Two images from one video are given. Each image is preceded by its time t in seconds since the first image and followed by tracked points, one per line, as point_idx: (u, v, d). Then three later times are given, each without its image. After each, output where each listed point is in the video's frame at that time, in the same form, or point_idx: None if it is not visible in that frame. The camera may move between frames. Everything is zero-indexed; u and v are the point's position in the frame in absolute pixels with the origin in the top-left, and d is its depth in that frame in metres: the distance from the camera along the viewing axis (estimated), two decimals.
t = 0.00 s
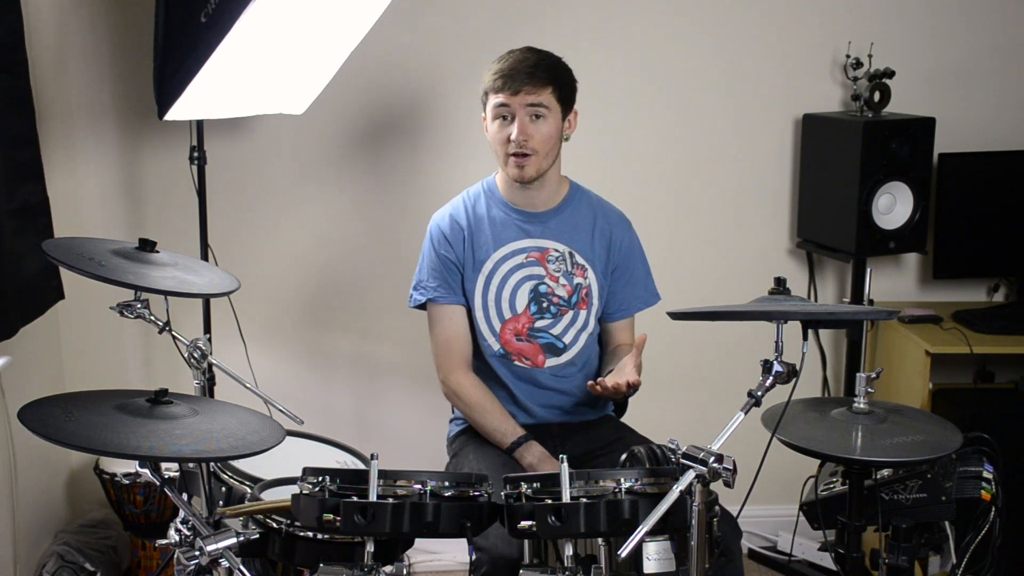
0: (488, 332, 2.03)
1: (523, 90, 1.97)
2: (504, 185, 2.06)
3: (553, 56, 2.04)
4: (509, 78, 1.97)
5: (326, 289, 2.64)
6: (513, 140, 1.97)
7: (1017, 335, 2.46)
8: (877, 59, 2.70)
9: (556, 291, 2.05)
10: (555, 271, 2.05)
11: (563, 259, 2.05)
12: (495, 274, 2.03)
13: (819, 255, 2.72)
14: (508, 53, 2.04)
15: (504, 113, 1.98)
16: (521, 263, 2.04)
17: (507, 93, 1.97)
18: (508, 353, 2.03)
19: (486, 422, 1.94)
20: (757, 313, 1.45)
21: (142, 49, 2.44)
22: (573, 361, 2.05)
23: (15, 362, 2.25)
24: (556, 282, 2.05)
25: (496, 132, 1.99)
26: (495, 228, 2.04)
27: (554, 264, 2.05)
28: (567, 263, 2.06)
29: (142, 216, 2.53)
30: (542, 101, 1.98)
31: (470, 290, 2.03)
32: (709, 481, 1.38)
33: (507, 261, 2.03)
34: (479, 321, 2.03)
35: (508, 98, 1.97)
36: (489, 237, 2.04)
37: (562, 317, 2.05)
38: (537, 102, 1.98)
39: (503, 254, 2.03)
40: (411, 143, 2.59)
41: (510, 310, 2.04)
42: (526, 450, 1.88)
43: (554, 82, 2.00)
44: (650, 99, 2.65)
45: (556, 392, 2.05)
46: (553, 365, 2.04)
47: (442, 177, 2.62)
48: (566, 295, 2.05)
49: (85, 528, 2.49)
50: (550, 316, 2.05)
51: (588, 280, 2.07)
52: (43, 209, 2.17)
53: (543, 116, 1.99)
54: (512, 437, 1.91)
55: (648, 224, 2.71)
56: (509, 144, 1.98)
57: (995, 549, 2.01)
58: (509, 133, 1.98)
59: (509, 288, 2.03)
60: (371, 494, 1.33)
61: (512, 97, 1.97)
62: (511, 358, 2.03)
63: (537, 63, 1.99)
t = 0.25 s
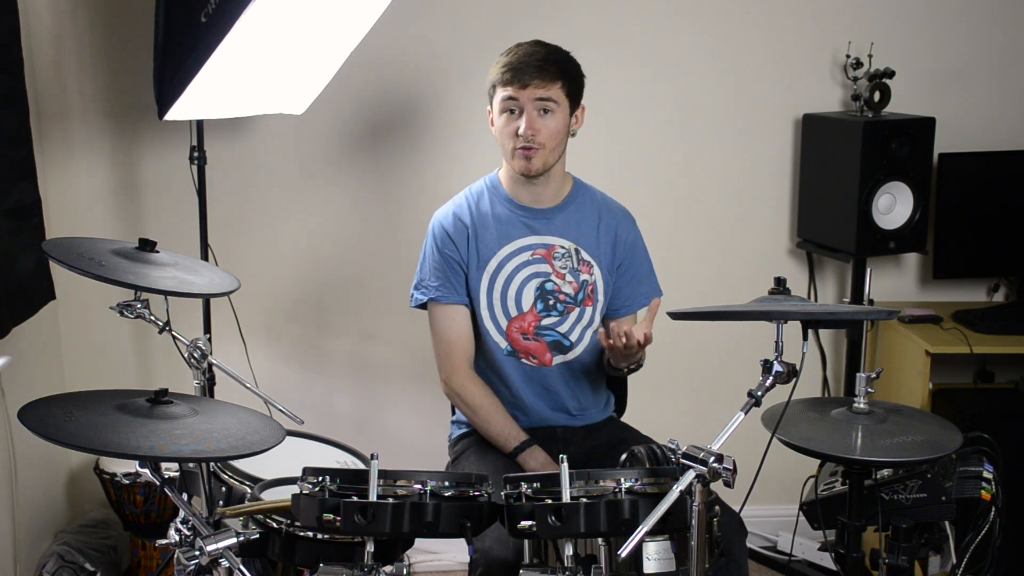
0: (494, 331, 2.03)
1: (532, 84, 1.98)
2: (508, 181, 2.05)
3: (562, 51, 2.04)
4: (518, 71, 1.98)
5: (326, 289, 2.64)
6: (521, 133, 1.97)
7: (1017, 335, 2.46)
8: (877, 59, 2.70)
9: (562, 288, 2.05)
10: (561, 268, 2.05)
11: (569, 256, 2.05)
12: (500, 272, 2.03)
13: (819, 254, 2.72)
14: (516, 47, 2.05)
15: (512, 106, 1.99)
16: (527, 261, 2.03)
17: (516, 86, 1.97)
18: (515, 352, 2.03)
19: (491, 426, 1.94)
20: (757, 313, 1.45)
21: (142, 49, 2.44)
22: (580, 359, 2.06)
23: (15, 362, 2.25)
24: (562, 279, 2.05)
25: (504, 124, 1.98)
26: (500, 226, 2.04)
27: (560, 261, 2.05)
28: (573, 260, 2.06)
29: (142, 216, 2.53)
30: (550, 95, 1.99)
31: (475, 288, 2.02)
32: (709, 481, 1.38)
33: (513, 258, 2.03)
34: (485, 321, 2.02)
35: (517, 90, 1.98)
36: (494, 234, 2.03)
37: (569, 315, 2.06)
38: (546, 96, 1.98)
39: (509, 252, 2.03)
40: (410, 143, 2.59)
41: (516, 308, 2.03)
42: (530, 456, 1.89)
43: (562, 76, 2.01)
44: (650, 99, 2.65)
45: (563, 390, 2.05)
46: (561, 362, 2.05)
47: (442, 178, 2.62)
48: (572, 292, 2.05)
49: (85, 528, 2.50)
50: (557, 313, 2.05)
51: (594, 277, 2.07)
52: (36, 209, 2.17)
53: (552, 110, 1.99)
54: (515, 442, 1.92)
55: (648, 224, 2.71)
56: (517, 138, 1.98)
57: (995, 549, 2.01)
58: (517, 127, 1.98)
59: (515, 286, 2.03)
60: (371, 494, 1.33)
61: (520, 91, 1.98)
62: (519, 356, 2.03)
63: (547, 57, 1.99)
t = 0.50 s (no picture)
0: (494, 331, 2.03)
1: (531, 77, 1.97)
2: (507, 178, 2.04)
3: (560, 46, 2.04)
4: (516, 65, 1.97)
5: (327, 289, 2.64)
6: (521, 127, 1.97)
7: (1017, 335, 2.46)
8: (877, 59, 2.70)
9: (562, 288, 2.04)
10: (561, 268, 2.04)
11: (568, 256, 2.05)
12: (499, 272, 2.03)
13: (819, 254, 2.72)
14: (515, 42, 2.04)
15: (512, 100, 1.98)
16: (526, 261, 2.03)
17: (515, 80, 1.97)
18: (516, 352, 2.03)
19: (494, 430, 1.94)
20: (757, 313, 1.45)
21: (141, 49, 2.44)
22: (579, 360, 2.05)
23: (15, 362, 2.25)
24: (562, 279, 2.04)
25: (504, 119, 1.98)
26: (498, 225, 2.03)
27: (559, 260, 2.04)
28: (573, 260, 2.05)
29: (142, 216, 2.53)
30: (550, 88, 1.98)
31: (474, 288, 2.02)
32: (709, 481, 1.38)
33: (511, 258, 2.03)
34: (484, 321, 2.02)
35: (516, 85, 1.97)
36: (492, 234, 2.03)
37: (568, 315, 2.05)
38: (545, 89, 1.98)
39: (508, 252, 2.03)
40: (410, 144, 2.59)
41: (516, 308, 2.03)
42: (536, 461, 1.90)
43: (561, 69, 2.01)
44: (650, 99, 2.65)
45: (564, 391, 2.05)
46: (561, 363, 2.04)
47: (442, 177, 2.62)
48: (572, 292, 2.05)
49: (85, 528, 2.49)
50: (556, 314, 2.05)
51: (594, 277, 2.06)
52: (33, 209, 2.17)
53: (552, 104, 1.99)
54: (520, 447, 1.92)
55: (648, 224, 2.71)
56: (517, 132, 1.97)
57: (995, 549, 2.01)
58: (517, 121, 1.97)
59: (514, 286, 2.03)
60: (371, 494, 1.33)
61: (520, 85, 1.97)
62: (519, 357, 2.03)
63: (545, 50, 1.99)
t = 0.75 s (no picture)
0: (487, 335, 2.03)
1: (522, 77, 1.97)
2: (501, 182, 2.03)
3: (551, 46, 2.04)
4: (507, 66, 1.97)
5: (327, 289, 2.64)
6: (514, 128, 1.96)
7: (1017, 334, 2.46)
8: (877, 59, 2.70)
9: (555, 294, 2.04)
10: (554, 273, 2.04)
11: (562, 261, 2.04)
12: (491, 276, 2.02)
13: (819, 254, 2.72)
14: (506, 44, 2.05)
15: (504, 102, 1.98)
16: (519, 266, 2.03)
17: (506, 81, 1.97)
18: (510, 356, 2.03)
19: (491, 432, 1.95)
20: (757, 313, 1.45)
21: (141, 49, 2.44)
22: (572, 364, 2.06)
23: (15, 362, 2.25)
24: (555, 284, 2.04)
25: (496, 121, 1.98)
26: (491, 229, 2.03)
27: (552, 265, 2.04)
28: (566, 265, 2.05)
29: (142, 216, 2.53)
30: (542, 88, 1.98)
31: (466, 292, 2.02)
32: (709, 481, 1.38)
33: (504, 263, 2.03)
34: (477, 325, 2.03)
35: (508, 86, 1.98)
36: (484, 238, 2.03)
37: (561, 320, 2.05)
38: (537, 89, 1.98)
39: (500, 256, 2.03)
40: (410, 143, 2.59)
41: (508, 313, 2.03)
42: (534, 461, 1.90)
43: (552, 69, 2.01)
44: (650, 98, 2.65)
45: (560, 394, 2.05)
46: (554, 367, 2.05)
47: (442, 178, 2.62)
48: (565, 297, 2.05)
49: (85, 528, 2.50)
50: (549, 319, 2.05)
51: (588, 282, 2.06)
52: (30, 209, 2.17)
53: (544, 104, 1.99)
54: (517, 447, 1.93)
55: (647, 224, 2.71)
56: (510, 133, 1.97)
57: (995, 549, 2.01)
58: (510, 122, 1.97)
59: (506, 291, 2.03)
60: (371, 494, 1.33)
61: (511, 85, 1.97)
62: (513, 361, 2.03)
63: (535, 50, 1.99)
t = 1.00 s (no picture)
0: (475, 337, 2.03)
1: (524, 86, 1.98)
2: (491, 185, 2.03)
3: (557, 54, 2.03)
4: (510, 73, 1.97)
5: (327, 289, 2.64)
6: (509, 136, 1.98)
7: (1017, 334, 2.46)
8: (877, 59, 2.70)
9: (542, 299, 2.04)
10: (542, 279, 2.04)
11: (550, 266, 2.04)
12: (479, 279, 2.02)
13: (819, 254, 2.72)
14: (510, 45, 2.04)
15: (502, 108, 1.98)
16: (507, 270, 2.03)
17: (508, 88, 1.97)
18: (497, 359, 2.04)
19: (483, 431, 1.96)
20: (757, 313, 1.45)
21: (141, 49, 2.44)
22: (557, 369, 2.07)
23: (15, 362, 2.25)
24: (542, 290, 2.04)
25: (492, 125, 1.98)
26: (480, 231, 2.03)
27: (540, 271, 2.03)
28: (554, 271, 2.04)
29: (142, 216, 2.53)
30: (542, 100, 1.99)
31: (454, 293, 2.02)
32: (709, 481, 1.38)
33: (492, 266, 2.03)
34: (465, 327, 2.03)
35: (507, 92, 1.98)
36: (473, 240, 2.03)
37: (548, 326, 2.06)
38: (537, 101, 1.98)
39: (487, 260, 2.03)
40: (410, 143, 2.59)
41: (495, 316, 2.03)
42: (526, 459, 1.91)
43: (556, 82, 2.01)
44: (649, 98, 2.65)
45: (546, 397, 2.08)
46: (539, 371, 2.06)
47: (442, 178, 2.62)
48: (552, 303, 2.05)
49: (85, 528, 2.50)
50: (536, 324, 2.05)
51: (576, 289, 2.05)
52: (30, 209, 2.17)
53: (542, 116, 1.99)
54: (510, 445, 1.93)
55: (647, 224, 2.71)
56: (504, 140, 1.98)
57: (995, 550, 2.01)
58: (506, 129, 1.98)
59: (494, 294, 2.03)
60: (371, 494, 1.33)
61: (512, 93, 1.98)
62: (499, 363, 2.05)
63: (540, 60, 1.99)
